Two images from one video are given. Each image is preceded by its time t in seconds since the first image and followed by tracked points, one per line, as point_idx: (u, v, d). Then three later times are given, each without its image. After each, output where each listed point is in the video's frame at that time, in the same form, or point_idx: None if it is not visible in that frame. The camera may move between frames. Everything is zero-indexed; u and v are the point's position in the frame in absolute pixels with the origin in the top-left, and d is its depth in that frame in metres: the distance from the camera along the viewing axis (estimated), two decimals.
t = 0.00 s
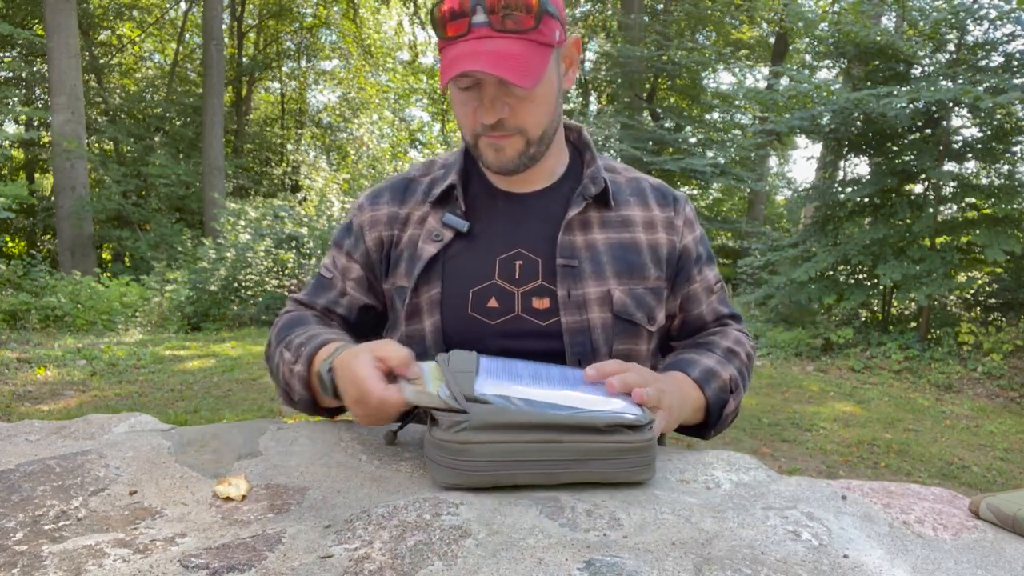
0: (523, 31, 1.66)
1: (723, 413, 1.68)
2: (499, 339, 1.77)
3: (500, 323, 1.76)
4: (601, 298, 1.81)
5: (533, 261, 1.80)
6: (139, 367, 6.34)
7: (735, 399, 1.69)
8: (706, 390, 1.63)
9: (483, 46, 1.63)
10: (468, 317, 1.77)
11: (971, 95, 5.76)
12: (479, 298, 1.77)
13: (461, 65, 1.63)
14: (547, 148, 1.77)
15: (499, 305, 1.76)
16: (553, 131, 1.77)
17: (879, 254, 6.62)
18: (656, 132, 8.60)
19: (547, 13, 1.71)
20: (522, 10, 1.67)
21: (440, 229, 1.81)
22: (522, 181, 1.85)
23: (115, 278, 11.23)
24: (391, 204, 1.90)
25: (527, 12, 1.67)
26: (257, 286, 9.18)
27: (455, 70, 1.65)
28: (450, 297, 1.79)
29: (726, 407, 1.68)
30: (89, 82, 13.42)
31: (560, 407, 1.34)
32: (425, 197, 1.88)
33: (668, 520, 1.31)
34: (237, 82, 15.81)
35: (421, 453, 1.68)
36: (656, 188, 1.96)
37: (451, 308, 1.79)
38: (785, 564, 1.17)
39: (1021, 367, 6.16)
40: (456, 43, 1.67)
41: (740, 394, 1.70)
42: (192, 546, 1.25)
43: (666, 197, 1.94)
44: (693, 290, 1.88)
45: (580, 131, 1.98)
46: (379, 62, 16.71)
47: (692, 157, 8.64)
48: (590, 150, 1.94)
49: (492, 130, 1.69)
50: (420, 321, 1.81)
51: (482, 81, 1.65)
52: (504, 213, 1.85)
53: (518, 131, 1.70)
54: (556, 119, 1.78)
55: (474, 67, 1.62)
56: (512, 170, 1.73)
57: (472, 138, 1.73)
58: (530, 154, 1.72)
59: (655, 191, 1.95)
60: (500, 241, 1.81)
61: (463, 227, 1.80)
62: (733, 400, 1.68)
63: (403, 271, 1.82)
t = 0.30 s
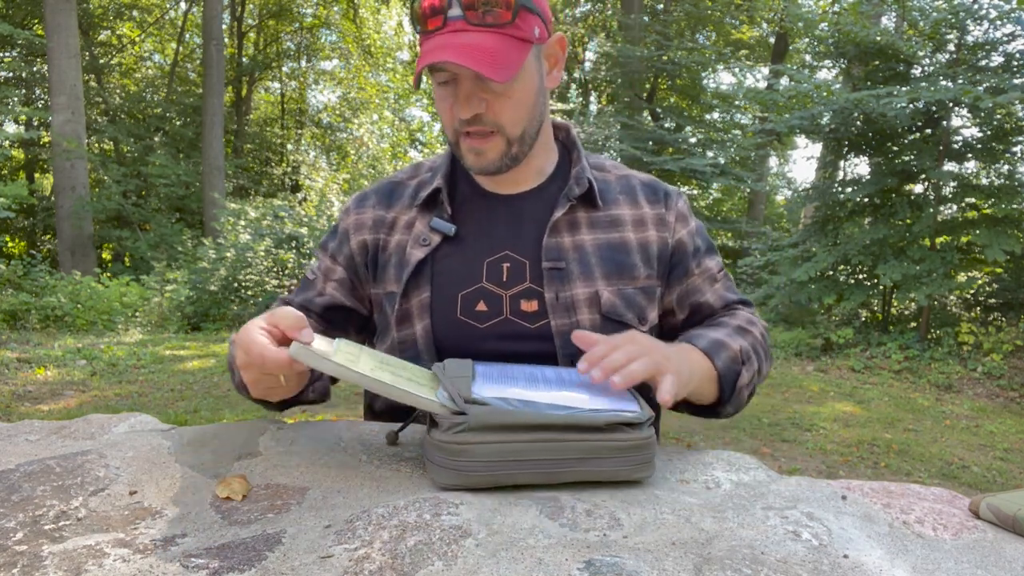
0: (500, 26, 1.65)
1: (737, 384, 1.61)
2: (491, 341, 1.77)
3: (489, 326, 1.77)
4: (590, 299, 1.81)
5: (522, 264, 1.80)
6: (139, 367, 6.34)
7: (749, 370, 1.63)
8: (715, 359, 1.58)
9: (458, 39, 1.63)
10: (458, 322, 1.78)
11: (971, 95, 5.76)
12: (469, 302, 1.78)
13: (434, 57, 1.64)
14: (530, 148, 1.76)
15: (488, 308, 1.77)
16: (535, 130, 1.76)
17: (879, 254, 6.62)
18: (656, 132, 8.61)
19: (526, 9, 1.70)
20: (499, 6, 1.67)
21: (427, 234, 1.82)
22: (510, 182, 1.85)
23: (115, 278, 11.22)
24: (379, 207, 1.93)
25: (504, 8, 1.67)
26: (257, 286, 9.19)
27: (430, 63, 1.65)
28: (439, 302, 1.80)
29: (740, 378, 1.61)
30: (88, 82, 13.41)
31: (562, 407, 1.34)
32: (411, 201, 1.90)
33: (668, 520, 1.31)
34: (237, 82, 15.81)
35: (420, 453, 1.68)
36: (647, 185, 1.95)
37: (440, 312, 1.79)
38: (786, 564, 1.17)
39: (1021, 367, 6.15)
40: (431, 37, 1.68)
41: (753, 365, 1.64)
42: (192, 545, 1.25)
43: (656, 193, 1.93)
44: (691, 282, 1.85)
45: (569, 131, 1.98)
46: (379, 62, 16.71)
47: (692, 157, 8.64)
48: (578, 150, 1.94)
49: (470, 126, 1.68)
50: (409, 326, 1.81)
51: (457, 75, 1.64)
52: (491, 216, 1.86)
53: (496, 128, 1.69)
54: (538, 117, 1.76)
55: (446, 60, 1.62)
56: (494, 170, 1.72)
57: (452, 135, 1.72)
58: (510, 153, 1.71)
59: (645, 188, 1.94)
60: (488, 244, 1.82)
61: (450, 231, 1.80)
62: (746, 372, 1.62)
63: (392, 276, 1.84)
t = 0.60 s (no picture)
0: (510, 26, 1.64)
1: (633, 330, 1.36)
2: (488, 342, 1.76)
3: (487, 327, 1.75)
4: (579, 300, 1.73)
5: (518, 264, 1.80)
6: (139, 367, 6.33)
7: (653, 312, 1.37)
8: (602, 299, 1.36)
9: (466, 38, 1.62)
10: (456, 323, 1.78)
11: (972, 95, 5.74)
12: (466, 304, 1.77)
13: (443, 56, 1.63)
14: (533, 147, 1.77)
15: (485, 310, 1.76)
16: (539, 129, 1.76)
17: (879, 254, 6.63)
18: (656, 132, 8.59)
19: (536, 10, 1.69)
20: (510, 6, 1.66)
21: (428, 234, 1.81)
22: (511, 181, 1.85)
23: (115, 279, 11.22)
24: (381, 206, 1.94)
25: (514, 8, 1.66)
26: (257, 286, 9.18)
27: (437, 62, 1.64)
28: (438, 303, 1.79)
29: (639, 322, 1.36)
30: (88, 82, 13.40)
31: (568, 408, 1.34)
32: (412, 200, 1.91)
33: (668, 520, 1.31)
34: (237, 82, 15.79)
35: (420, 453, 1.68)
36: (633, 176, 1.85)
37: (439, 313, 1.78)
38: (786, 564, 1.17)
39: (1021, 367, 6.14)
40: (440, 35, 1.67)
41: (662, 308, 1.38)
42: (192, 545, 1.25)
43: (639, 181, 1.83)
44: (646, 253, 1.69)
45: (566, 129, 1.98)
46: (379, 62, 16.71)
47: (692, 157, 8.65)
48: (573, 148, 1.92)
49: (475, 126, 1.69)
50: (409, 327, 1.81)
51: (465, 74, 1.64)
52: (492, 217, 1.86)
53: (502, 128, 1.69)
54: (543, 116, 1.77)
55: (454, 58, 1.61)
56: (498, 169, 1.73)
57: (457, 133, 1.72)
58: (514, 152, 1.72)
59: (628, 178, 1.85)
60: (485, 245, 1.82)
61: (450, 231, 1.80)
62: (648, 314, 1.37)
63: (392, 276, 1.84)
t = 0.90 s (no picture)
0: (484, 23, 1.64)
1: (566, 350, 1.32)
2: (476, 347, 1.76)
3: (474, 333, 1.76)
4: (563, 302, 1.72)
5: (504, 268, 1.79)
6: (139, 367, 6.33)
7: (585, 327, 1.31)
8: (532, 321, 1.32)
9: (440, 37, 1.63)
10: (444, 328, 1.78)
11: (972, 95, 5.74)
12: (454, 309, 1.78)
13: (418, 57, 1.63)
14: (520, 147, 1.74)
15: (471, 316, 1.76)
16: (524, 128, 1.73)
17: (879, 254, 6.63)
18: (656, 132, 8.59)
19: (513, 6, 1.68)
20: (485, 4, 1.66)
21: (419, 239, 1.82)
22: (501, 182, 1.84)
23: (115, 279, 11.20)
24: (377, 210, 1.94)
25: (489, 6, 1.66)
26: (257, 286, 9.17)
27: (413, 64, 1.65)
28: (428, 308, 1.80)
29: (572, 340, 1.31)
30: (88, 82, 13.40)
31: (571, 409, 1.37)
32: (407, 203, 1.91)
33: (668, 520, 1.31)
34: (237, 82, 15.78)
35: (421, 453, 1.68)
36: (619, 168, 1.78)
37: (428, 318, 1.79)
38: (786, 564, 1.16)
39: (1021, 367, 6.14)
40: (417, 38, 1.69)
41: (594, 321, 1.31)
42: (192, 546, 1.25)
43: (623, 173, 1.76)
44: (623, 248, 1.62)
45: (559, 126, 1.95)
46: (379, 62, 16.72)
47: (692, 156, 8.66)
48: (563, 144, 1.87)
49: (457, 126, 1.68)
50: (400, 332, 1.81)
51: (441, 74, 1.63)
52: (486, 220, 1.86)
53: (483, 128, 1.67)
54: (528, 113, 1.74)
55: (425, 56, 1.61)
56: (481, 168, 1.72)
57: (441, 135, 1.72)
58: (498, 153, 1.71)
59: (614, 171, 1.78)
60: (474, 249, 1.82)
61: (439, 236, 1.81)
62: (580, 330, 1.31)
63: (385, 281, 1.85)
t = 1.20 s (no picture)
0: (496, 15, 1.64)
1: (609, 363, 1.32)
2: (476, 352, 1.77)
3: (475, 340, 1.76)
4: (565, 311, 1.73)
5: (506, 275, 1.79)
6: (139, 367, 6.33)
7: (630, 343, 1.32)
8: (576, 332, 1.31)
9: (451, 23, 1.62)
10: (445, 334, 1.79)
11: (971, 95, 5.74)
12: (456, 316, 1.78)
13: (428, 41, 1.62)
14: (520, 148, 1.74)
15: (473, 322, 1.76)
16: (526, 129, 1.73)
17: (879, 254, 6.64)
18: (656, 132, 8.60)
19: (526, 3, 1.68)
20: None
21: (422, 242, 1.82)
22: (503, 184, 1.84)
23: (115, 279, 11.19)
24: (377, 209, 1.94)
25: None
26: (257, 286, 9.17)
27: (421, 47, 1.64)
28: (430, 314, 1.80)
29: (616, 356, 1.32)
30: (88, 82, 13.39)
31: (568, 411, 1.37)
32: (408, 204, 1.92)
33: (668, 520, 1.31)
34: (237, 82, 15.76)
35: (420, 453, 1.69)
36: (627, 178, 1.79)
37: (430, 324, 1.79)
38: (786, 564, 1.17)
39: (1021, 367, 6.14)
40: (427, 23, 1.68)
41: (640, 337, 1.33)
42: (192, 546, 1.25)
43: (632, 184, 1.77)
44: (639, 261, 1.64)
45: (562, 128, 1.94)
46: (379, 62, 16.75)
47: (692, 156, 8.67)
48: (568, 149, 1.86)
49: (459, 119, 1.67)
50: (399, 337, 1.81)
51: (448, 63, 1.63)
52: (488, 223, 1.85)
53: (485, 125, 1.67)
54: (532, 114, 1.73)
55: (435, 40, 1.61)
56: (480, 166, 1.71)
57: (442, 129, 1.71)
58: (498, 152, 1.70)
59: (622, 181, 1.79)
60: (476, 254, 1.82)
61: (443, 239, 1.80)
62: (626, 346, 1.32)
63: (386, 283, 1.85)
